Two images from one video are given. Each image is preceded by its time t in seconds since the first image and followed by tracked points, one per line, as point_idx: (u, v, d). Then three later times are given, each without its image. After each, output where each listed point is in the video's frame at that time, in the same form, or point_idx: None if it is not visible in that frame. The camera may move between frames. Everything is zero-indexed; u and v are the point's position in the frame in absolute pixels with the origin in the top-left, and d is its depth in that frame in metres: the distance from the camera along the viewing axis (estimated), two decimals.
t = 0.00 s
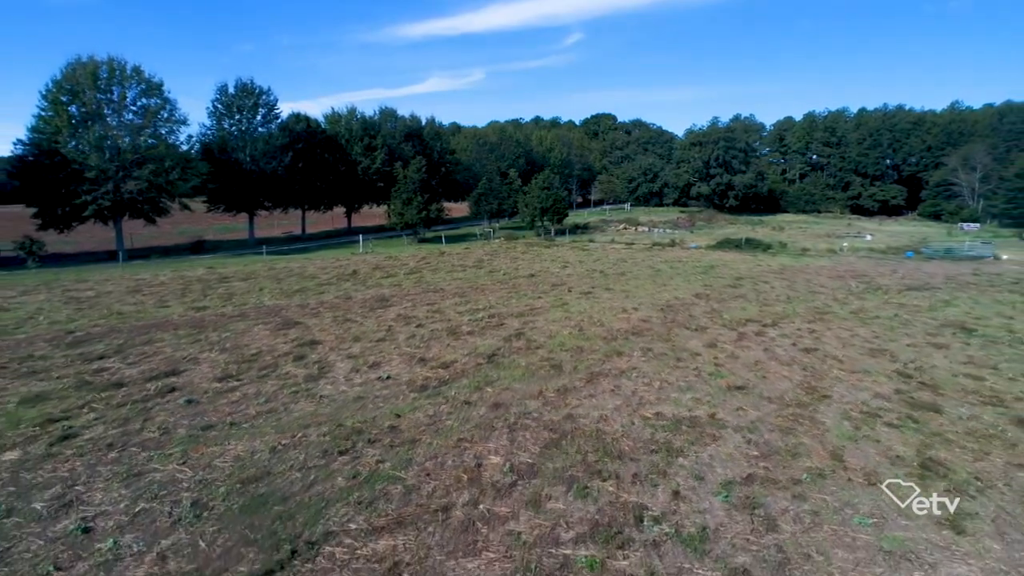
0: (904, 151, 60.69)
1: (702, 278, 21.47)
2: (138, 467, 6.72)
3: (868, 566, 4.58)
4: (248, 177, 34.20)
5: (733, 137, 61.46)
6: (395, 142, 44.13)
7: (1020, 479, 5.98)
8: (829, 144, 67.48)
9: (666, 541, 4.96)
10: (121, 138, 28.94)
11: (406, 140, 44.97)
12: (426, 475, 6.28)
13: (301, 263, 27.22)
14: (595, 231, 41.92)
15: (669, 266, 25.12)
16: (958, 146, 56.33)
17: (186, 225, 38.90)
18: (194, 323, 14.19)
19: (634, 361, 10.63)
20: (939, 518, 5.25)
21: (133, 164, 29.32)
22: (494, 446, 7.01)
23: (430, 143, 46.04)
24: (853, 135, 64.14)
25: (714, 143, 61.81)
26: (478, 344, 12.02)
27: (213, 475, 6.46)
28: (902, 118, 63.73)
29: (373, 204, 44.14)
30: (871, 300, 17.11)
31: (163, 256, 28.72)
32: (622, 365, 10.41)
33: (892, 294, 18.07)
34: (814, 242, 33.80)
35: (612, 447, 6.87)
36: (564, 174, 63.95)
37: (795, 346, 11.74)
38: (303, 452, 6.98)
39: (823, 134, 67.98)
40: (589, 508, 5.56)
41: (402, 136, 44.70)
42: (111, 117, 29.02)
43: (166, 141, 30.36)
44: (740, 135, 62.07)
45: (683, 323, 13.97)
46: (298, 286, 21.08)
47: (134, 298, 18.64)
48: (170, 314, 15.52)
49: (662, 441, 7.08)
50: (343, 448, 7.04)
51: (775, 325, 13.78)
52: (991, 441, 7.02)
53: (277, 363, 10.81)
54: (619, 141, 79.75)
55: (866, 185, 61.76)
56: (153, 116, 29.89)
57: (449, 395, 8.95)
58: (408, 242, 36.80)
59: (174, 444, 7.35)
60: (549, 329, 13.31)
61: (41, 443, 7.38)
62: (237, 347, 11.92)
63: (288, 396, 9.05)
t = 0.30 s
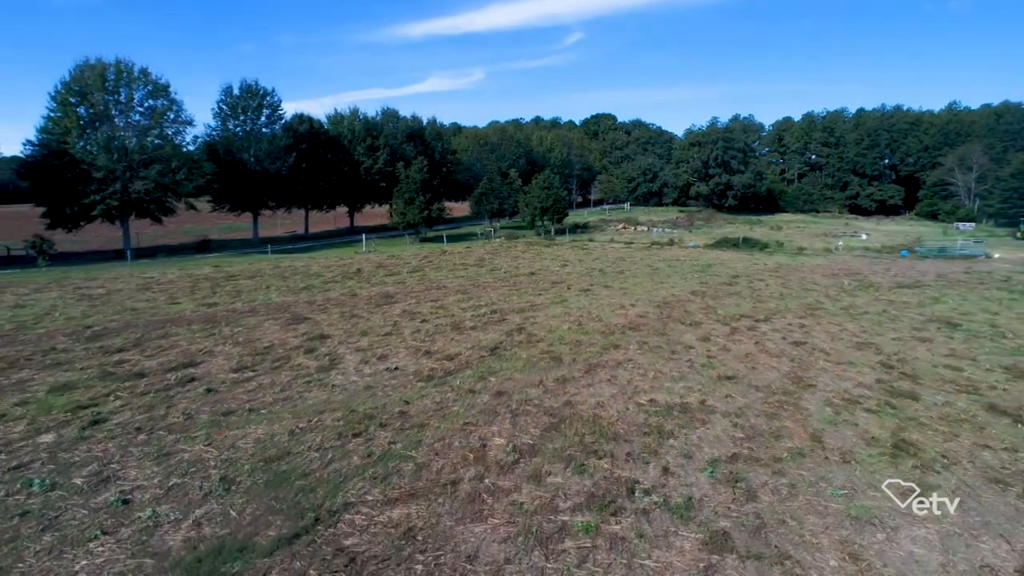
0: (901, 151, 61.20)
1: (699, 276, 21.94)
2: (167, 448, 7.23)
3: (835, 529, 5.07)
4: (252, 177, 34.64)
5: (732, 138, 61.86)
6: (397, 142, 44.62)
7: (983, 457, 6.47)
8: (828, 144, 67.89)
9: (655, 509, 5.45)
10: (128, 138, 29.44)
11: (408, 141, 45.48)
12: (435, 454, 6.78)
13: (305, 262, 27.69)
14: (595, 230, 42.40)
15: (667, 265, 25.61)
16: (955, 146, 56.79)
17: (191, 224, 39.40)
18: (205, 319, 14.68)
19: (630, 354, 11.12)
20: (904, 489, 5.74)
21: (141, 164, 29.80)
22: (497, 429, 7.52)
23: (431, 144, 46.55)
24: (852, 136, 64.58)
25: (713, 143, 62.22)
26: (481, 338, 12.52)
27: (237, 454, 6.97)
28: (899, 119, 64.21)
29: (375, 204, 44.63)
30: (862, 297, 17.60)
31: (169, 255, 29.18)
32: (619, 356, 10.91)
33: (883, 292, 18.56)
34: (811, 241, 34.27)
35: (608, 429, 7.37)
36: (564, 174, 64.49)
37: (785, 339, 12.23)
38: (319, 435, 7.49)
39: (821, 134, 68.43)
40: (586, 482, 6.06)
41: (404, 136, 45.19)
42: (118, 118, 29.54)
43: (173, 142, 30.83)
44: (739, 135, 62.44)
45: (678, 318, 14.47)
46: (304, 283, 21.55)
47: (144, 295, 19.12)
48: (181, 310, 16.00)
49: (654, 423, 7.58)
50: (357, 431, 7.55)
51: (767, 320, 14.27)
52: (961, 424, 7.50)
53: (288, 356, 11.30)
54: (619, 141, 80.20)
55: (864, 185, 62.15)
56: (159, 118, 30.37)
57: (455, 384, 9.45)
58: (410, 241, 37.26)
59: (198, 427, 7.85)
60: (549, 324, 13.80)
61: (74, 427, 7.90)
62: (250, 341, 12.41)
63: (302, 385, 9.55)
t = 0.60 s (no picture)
0: (898, 151, 61.73)
1: (695, 274, 22.44)
2: (191, 431, 7.74)
3: (809, 499, 5.57)
4: (256, 178, 35.09)
5: (730, 138, 62.32)
6: (399, 142, 45.11)
7: (951, 438, 6.97)
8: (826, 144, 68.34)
9: (646, 482, 5.96)
10: (136, 139, 29.96)
11: (410, 141, 46.00)
12: (443, 436, 7.29)
13: (309, 261, 28.13)
14: (594, 229, 42.90)
15: (665, 263, 26.10)
16: (952, 146, 57.28)
17: (196, 224, 39.91)
18: (216, 315, 15.17)
19: (626, 347, 11.63)
20: (874, 465, 6.25)
21: (148, 165, 30.31)
22: (500, 414, 8.03)
23: (433, 144, 47.08)
24: (849, 136, 65.06)
25: (711, 143, 62.69)
26: (484, 333, 13.03)
27: (258, 437, 7.49)
28: (897, 120, 64.73)
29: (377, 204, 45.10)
30: (853, 294, 18.10)
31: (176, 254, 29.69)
32: (615, 349, 11.41)
33: (874, 289, 19.07)
34: (807, 240, 34.76)
35: (604, 414, 7.88)
36: (564, 174, 65.08)
37: (775, 333, 12.73)
38: (333, 420, 8.00)
39: (819, 134, 68.94)
40: (582, 460, 6.57)
41: (405, 137, 45.70)
42: (125, 119, 30.07)
43: (179, 143, 31.32)
44: (738, 135, 62.88)
45: (674, 314, 14.99)
46: (309, 281, 22.04)
47: (154, 293, 19.60)
48: (191, 307, 16.48)
49: (647, 408, 8.09)
50: (368, 416, 8.06)
51: (760, 316, 14.78)
52: (935, 410, 8.01)
53: (299, 349, 11.80)
54: (619, 141, 80.63)
55: (861, 185, 62.60)
56: (166, 119, 30.87)
57: (459, 374, 9.98)
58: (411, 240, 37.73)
59: (219, 413, 8.36)
60: (548, 319, 14.31)
61: (102, 413, 8.40)
62: (261, 335, 12.91)
63: (313, 375, 10.06)
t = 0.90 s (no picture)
0: (895, 152, 62.25)
1: (692, 273, 22.96)
2: (213, 415, 8.27)
3: (787, 473, 6.08)
4: (260, 178, 35.56)
5: (729, 138, 62.83)
6: (401, 142, 45.64)
7: (923, 421, 7.48)
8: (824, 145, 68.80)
9: (637, 459, 6.49)
10: (143, 140, 30.46)
11: (411, 141, 46.56)
12: (450, 420, 7.82)
13: (313, 259, 28.61)
14: (594, 229, 43.41)
15: (662, 262, 26.62)
16: (948, 146, 57.78)
17: (200, 223, 40.40)
18: (227, 311, 15.70)
19: (623, 340, 12.13)
20: (848, 444, 6.77)
21: (155, 165, 30.80)
22: (503, 400, 8.55)
23: (434, 145, 47.62)
24: (847, 136, 65.58)
25: (710, 143, 63.20)
26: (486, 327, 13.54)
27: (277, 421, 8.01)
28: (894, 120, 65.26)
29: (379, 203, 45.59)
30: (844, 291, 18.61)
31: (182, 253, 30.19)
32: (612, 342, 11.93)
33: (865, 286, 19.60)
34: (803, 240, 35.29)
35: (600, 401, 8.40)
36: (564, 174, 65.63)
37: (766, 328, 13.24)
38: (345, 406, 8.52)
39: (818, 134, 69.42)
40: (580, 440, 7.09)
41: (407, 137, 46.24)
42: (132, 120, 30.59)
43: (185, 143, 31.81)
44: (736, 136, 63.42)
45: (669, 310, 15.50)
46: (315, 279, 22.56)
47: (164, 290, 20.12)
48: (202, 304, 16.98)
49: (641, 395, 8.60)
50: (379, 403, 8.58)
51: (752, 312, 15.29)
52: (910, 396, 8.53)
53: (309, 342, 12.31)
54: (618, 142, 81.08)
55: (859, 184, 63.09)
56: (172, 119, 31.37)
57: (463, 365, 10.48)
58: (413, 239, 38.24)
59: (238, 400, 8.88)
60: (547, 315, 14.83)
61: (128, 400, 8.92)
62: (272, 330, 13.43)
63: (325, 366, 10.57)
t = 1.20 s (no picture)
0: (892, 152, 62.79)
1: (689, 271, 23.51)
2: (233, 402, 8.80)
3: (768, 450, 6.61)
4: (264, 179, 36.04)
5: (727, 138, 63.41)
6: (402, 143, 46.17)
7: (898, 406, 8.00)
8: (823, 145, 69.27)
9: (631, 439, 7.01)
10: (150, 140, 30.98)
11: (413, 142, 47.09)
12: (455, 405, 8.35)
13: (317, 258, 29.06)
14: (593, 228, 43.93)
15: (660, 260, 27.16)
16: (945, 146, 58.34)
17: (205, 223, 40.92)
18: (237, 307, 16.21)
19: (620, 334, 12.64)
20: (826, 426, 7.29)
21: (162, 166, 31.31)
22: (505, 388, 9.06)
23: (435, 145, 48.27)
24: (845, 136, 66.08)
25: (709, 144, 63.74)
26: (488, 322, 14.07)
27: (293, 406, 8.54)
28: (891, 121, 65.78)
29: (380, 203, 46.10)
30: (836, 289, 19.13)
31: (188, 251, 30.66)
32: (610, 336, 12.43)
33: (857, 283, 20.13)
34: (799, 239, 35.82)
35: (597, 388, 8.92)
36: (564, 175, 66.13)
37: (758, 322, 13.75)
38: (356, 394, 9.05)
39: (815, 134, 69.96)
40: (577, 423, 7.62)
41: (408, 138, 46.81)
42: (139, 120, 31.09)
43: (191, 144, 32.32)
44: (734, 137, 64.02)
45: (665, 305, 16.03)
46: (320, 277, 23.09)
47: (174, 287, 20.65)
48: (212, 300, 17.51)
49: (635, 383, 9.13)
50: (389, 391, 9.12)
51: (746, 308, 15.79)
52: (889, 384, 9.06)
53: (318, 336, 12.81)
54: (618, 142, 81.59)
55: (857, 184, 63.60)
56: (179, 121, 31.89)
57: (467, 357, 11.02)
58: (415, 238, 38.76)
59: (255, 387, 9.40)
60: (547, 311, 15.35)
61: (150, 388, 9.45)
62: (282, 325, 13.95)
63: (335, 358, 11.09)
